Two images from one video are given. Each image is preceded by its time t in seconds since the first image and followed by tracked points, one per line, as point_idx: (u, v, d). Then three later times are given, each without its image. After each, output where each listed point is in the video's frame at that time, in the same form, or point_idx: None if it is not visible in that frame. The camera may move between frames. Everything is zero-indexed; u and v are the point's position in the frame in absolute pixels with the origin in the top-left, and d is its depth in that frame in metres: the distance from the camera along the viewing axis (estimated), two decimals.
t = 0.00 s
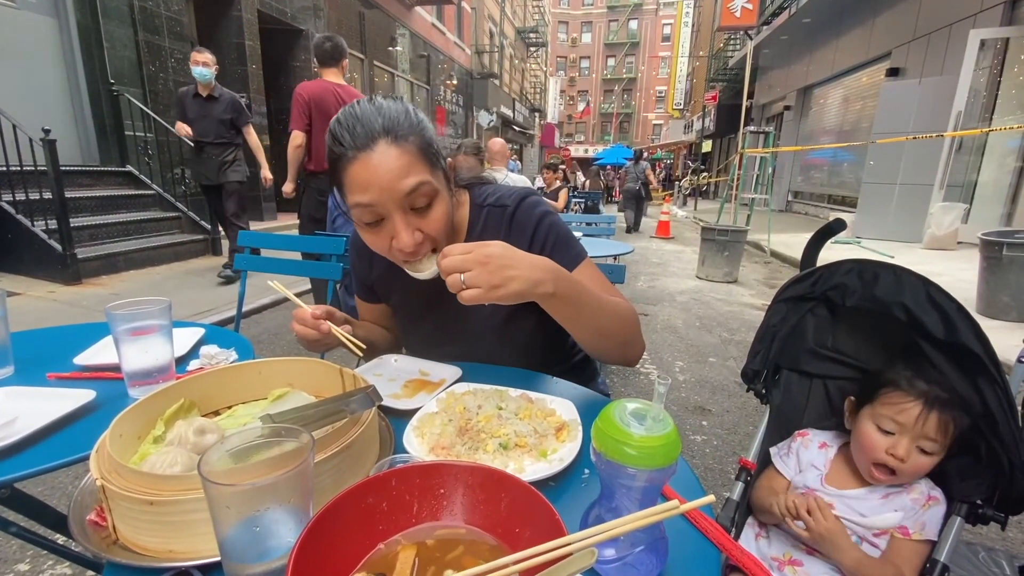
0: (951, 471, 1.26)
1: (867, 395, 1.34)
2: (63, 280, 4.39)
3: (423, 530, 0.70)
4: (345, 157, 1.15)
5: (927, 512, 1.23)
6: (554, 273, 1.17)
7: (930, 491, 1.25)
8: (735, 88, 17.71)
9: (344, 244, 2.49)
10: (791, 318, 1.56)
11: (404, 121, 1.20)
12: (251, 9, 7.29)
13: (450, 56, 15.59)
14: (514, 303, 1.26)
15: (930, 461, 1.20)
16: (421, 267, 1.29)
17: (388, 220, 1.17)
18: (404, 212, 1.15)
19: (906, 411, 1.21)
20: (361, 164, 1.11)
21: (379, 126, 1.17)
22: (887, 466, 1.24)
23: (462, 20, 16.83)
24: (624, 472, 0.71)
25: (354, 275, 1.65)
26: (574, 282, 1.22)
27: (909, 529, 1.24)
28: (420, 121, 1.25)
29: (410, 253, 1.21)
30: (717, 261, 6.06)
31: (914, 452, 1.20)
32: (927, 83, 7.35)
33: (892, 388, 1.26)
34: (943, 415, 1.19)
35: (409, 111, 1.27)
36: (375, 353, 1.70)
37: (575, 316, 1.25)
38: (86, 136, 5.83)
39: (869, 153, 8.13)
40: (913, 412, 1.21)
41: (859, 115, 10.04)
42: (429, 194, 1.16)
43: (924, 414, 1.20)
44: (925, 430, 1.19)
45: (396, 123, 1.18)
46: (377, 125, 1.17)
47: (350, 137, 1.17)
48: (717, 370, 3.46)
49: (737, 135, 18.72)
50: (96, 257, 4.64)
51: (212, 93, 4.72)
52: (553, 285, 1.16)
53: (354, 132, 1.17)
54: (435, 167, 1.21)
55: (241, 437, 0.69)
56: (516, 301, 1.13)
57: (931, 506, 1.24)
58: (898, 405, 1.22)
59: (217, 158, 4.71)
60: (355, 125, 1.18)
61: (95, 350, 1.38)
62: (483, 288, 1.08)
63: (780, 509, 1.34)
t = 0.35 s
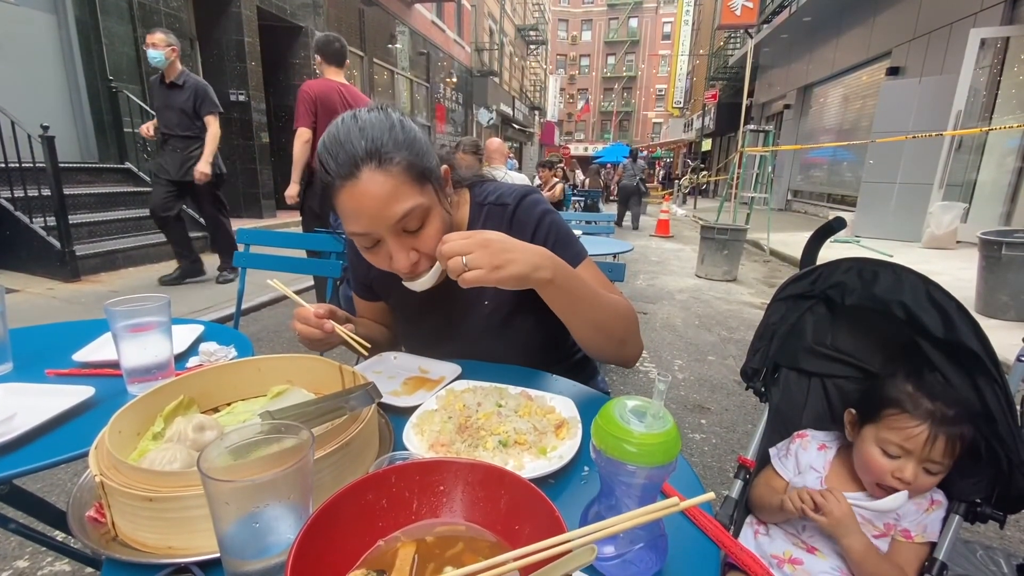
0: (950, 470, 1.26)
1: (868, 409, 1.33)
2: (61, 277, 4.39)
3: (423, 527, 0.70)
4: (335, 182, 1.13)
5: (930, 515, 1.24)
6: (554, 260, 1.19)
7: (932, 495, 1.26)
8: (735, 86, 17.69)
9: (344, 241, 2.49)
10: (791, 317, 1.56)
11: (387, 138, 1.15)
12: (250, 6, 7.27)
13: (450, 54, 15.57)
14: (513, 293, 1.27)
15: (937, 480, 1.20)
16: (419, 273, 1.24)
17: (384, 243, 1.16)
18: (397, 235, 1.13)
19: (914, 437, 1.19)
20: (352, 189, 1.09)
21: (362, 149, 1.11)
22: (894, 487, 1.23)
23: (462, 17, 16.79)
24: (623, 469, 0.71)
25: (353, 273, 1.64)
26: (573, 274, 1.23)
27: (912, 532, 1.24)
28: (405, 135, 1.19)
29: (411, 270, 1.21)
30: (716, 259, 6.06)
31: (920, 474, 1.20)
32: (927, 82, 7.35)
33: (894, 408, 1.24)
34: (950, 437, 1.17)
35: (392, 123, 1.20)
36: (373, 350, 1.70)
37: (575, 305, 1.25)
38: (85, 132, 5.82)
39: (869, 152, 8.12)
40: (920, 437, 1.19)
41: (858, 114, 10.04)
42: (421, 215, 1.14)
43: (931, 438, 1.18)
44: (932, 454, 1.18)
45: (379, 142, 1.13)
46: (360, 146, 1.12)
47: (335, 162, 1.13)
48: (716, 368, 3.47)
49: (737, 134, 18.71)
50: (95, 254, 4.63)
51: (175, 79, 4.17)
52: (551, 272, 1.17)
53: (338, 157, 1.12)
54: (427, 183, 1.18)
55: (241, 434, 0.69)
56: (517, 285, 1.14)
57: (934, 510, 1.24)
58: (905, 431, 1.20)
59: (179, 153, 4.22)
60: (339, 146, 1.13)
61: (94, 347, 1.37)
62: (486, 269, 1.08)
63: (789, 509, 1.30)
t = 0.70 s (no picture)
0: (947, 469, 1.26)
1: (860, 415, 1.33)
2: (60, 275, 4.38)
3: (422, 526, 0.70)
4: (327, 188, 1.12)
5: (930, 517, 1.25)
6: (557, 267, 1.19)
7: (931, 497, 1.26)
8: (735, 85, 17.68)
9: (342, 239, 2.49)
10: (790, 316, 1.56)
11: (379, 143, 1.12)
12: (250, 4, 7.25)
13: (450, 52, 15.56)
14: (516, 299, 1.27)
15: (937, 480, 1.21)
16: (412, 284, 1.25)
17: (376, 248, 1.16)
18: (388, 241, 1.14)
19: (907, 439, 1.21)
20: (345, 197, 1.09)
21: (354, 155, 1.10)
22: (897, 490, 1.23)
23: (462, 16, 16.78)
24: (623, 468, 0.71)
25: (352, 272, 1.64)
26: (576, 280, 1.23)
27: (909, 532, 1.25)
28: (398, 139, 1.16)
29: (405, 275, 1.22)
30: (715, 259, 6.06)
31: (921, 477, 1.21)
32: (927, 82, 7.35)
33: (887, 413, 1.26)
34: (944, 434, 1.19)
35: (387, 126, 1.18)
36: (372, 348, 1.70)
37: (576, 307, 1.25)
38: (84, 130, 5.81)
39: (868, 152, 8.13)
40: (913, 439, 1.20)
41: (858, 114, 10.05)
42: (412, 222, 1.13)
43: (924, 438, 1.20)
44: (925, 454, 1.20)
45: (371, 147, 1.11)
46: (352, 152, 1.10)
47: (327, 166, 1.12)
48: (715, 367, 3.47)
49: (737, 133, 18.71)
50: (93, 252, 4.62)
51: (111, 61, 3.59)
52: (555, 277, 1.17)
53: (329, 163, 1.11)
54: (422, 189, 1.17)
55: (240, 431, 0.69)
56: (524, 295, 1.14)
57: (933, 513, 1.25)
58: (898, 434, 1.22)
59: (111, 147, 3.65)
60: (331, 151, 1.12)
61: (94, 345, 1.37)
62: (492, 281, 1.08)
63: (791, 494, 1.30)
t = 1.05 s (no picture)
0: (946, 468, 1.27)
1: (844, 418, 1.34)
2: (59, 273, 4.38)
3: (421, 526, 0.70)
4: (325, 196, 1.12)
5: (925, 516, 1.24)
6: (556, 268, 1.19)
7: (928, 497, 1.26)
8: (735, 84, 17.68)
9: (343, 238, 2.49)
10: (790, 316, 1.57)
11: (377, 151, 1.12)
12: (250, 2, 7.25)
13: (449, 51, 15.55)
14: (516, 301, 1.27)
15: (923, 477, 1.22)
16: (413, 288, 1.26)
17: (374, 254, 1.17)
18: (386, 248, 1.14)
19: (883, 438, 1.22)
20: (344, 204, 1.09)
21: (352, 161, 1.10)
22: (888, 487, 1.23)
23: (462, 15, 16.76)
24: (623, 468, 0.71)
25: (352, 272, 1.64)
26: (576, 281, 1.23)
27: (902, 528, 1.24)
28: (397, 147, 1.16)
29: (402, 280, 1.23)
30: (715, 258, 6.07)
31: (905, 473, 1.22)
32: (927, 81, 7.35)
33: (866, 416, 1.27)
34: (919, 429, 1.20)
35: (386, 132, 1.17)
36: (371, 347, 1.70)
37: (576, 310, 1.25)
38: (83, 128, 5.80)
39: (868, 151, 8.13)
40: (890, 437, 1.22)
41: (858, 113, 10.05)
42: (411, 228, 1.14)
43: (899, 436, 1.21)
44: (909, 450, 1.21)
45: (369, 155, 1.11)
46: (350, 160, 1.10)
47: (325, 174, 1.12)
48: (714, 367, 3.47)
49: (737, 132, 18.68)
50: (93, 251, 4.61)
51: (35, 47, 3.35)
52: (555, 280, 1.17)
53: (327, 171, 1.11)
54: (421, 194, 1.16)
55: (242, 430, 0.70)
56: (524, 296, 1.14)
57: (928, 512, 1.24)
58: (875, 434, 1.23)
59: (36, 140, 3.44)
60: (329, 159, 1.12)
61: (93, 344, 1.38)
62: (494, 282, 1.08)
63: (785, 485, 1.31)
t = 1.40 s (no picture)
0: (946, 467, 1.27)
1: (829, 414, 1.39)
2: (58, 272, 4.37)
3: (422, 523, 0.70)
4: (323, 199, 1.13)
5: (917, 511, 1.24)
6: (557, 273, 1.19)
7: (922, 493, 1.26)
8: (735, 83, 17.67)
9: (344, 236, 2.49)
10: (789, 315, 1.57)
11: (375, 154, 1.12)
12: None
13: (449, 49, 15.53)
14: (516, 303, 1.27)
15: (905, 469, 1.24)
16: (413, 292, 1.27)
17: (372, 257, 1.17)
18: (384, 252, 1.14)
19: (858, 431, 1.27)
20: (342, 208, 1.09)
21: (350, 165, 1.10)
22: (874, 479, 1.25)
23: (462, 13, 16.73)
24: (624, 466, 0.71)
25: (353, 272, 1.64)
26: (576, 284, 1.23)
27: (890, 519, 1.25)
28: (396, 150, 1.16)
29: (400, 284, 1.23)
30: (715, 257, 6.06)
31: (886, 465, 1.24)
32: (928, 80, 7.34)
33: (845, 410, 1.33)
34: (892, 422, 1.25)
35: (385, 135, 1.17)
36: (372, 346, 1.70)
37: (577, 312, 1.25)
38: (82, 127, 5.80)
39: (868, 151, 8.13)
40: (863, 429, 1.27)
41: (858, 112, 10.04)
42: (409, 233, 1.14)
43: (872, 428, 1.26)
44: (883, 441, 1.24)
45: (367, 157, 1.11)
46: (347, 162, 1.10)
47: (323, 177, 1.12)
48: (714, 366, 3.48)
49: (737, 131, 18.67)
50: (92, 249, 4.61)
51: None
52: (556, 282, 1.17)
53: (325, 173, 1.11)
54: (419, 198, 1.16)
55: (242, 429, 0.70)
56: (526, 299, 1.14)
57: (922, 507, 1.24)
58: (849, 427, 1.29)
59: None
60: (327, 162, 1.12)
61: (94, 342, 1.38)
62: (496, 287, 1.08)
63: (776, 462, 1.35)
